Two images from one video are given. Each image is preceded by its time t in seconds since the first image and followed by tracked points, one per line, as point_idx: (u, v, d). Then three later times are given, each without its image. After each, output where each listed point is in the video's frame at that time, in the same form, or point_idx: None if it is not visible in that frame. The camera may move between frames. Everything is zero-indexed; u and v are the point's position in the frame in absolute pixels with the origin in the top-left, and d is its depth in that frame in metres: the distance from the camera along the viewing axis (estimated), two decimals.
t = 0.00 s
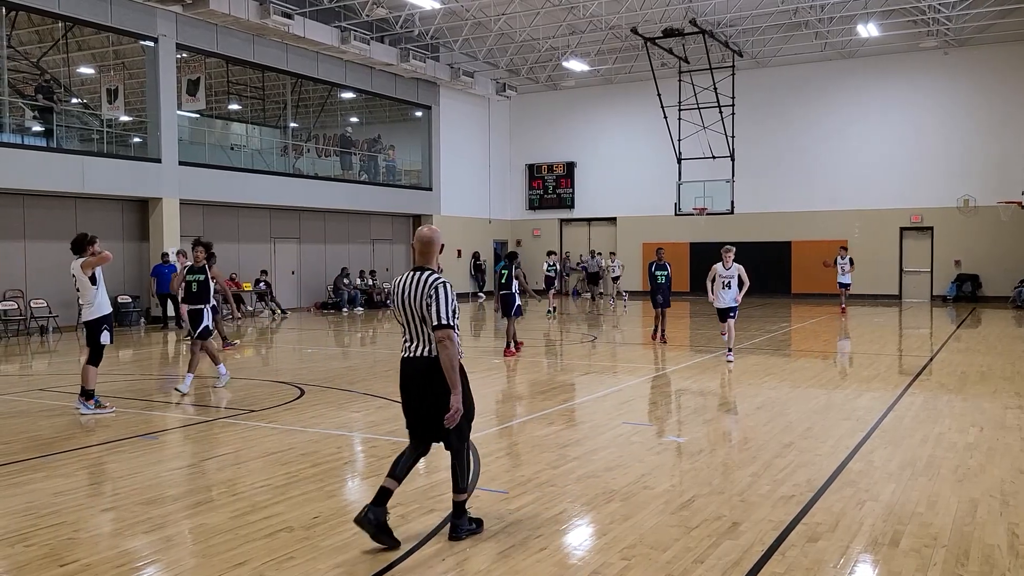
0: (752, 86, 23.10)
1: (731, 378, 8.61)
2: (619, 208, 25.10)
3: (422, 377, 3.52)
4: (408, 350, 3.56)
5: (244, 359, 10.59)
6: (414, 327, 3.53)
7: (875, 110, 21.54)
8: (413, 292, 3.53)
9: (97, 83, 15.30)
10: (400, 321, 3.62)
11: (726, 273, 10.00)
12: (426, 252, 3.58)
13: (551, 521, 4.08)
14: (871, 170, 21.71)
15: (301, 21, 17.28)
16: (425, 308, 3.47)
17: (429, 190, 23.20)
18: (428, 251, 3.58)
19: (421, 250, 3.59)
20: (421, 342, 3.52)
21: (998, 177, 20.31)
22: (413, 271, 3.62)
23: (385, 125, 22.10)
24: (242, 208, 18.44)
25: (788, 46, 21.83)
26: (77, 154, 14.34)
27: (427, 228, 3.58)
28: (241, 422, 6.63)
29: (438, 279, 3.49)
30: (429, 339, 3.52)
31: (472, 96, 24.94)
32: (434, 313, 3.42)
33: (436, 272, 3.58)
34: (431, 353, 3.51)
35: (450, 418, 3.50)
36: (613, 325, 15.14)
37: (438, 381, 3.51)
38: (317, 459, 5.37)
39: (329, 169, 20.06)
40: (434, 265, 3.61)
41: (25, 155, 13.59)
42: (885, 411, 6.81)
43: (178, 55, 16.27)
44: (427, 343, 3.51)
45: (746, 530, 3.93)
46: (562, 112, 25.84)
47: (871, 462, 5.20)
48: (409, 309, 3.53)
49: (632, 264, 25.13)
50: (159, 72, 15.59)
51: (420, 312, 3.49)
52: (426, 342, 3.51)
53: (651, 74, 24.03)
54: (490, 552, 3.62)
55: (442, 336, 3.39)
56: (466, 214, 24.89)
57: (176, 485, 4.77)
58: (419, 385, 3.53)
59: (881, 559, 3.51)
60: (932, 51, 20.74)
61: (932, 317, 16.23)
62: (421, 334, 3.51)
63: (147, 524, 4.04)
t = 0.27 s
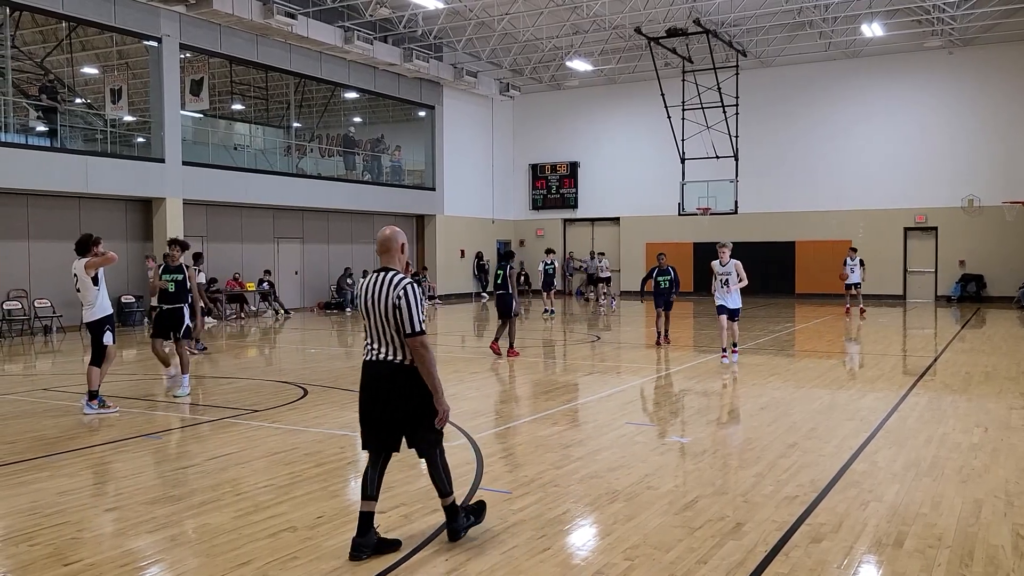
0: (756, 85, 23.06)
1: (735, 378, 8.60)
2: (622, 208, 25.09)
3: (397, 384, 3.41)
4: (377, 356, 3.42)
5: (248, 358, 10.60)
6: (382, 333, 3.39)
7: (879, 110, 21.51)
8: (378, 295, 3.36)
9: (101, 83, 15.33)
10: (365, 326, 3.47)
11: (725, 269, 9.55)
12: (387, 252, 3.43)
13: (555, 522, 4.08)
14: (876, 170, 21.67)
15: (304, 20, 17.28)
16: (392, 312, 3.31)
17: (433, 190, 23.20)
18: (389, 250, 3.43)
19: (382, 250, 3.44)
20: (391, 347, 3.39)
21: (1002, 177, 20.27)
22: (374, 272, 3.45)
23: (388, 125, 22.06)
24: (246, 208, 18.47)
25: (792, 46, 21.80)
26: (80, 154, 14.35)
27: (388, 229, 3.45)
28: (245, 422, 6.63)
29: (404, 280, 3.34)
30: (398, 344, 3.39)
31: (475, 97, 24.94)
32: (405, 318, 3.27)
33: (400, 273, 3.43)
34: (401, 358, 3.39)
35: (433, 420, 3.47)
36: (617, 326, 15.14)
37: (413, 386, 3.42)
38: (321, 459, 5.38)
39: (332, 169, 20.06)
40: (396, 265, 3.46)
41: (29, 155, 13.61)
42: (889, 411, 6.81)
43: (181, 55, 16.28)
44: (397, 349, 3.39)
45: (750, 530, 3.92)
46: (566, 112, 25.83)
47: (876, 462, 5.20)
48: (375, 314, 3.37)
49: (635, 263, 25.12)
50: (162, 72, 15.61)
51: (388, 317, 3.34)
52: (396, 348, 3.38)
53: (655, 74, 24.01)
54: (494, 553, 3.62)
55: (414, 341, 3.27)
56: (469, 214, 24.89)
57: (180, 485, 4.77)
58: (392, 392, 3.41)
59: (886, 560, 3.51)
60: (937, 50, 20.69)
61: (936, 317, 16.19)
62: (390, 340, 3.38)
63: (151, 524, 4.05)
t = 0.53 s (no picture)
0: (758, 85, 23.04)
1: (738, 378, 8.60)
2: (625, 208, 25.09)
3: (377, 386, 3.37)
4: (353, 358, 3.40)
5: (250, 358, 10.60)
6: (359, 333, 3.37)
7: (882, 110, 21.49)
8: (354, 295, 3.37)
9: (105, 83, 15.38)
10: (340, 328, 3.45)
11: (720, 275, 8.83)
12: (358, 251, 3.44)
13: (557, 521, 4.08)
14: (879, 170, 21.64)
15: (308, 21, 17.30)
16: (371, 310, 3.34)
17: (435, 190, 23.19)
18: (360, 249, 3.44)
19: (351, 250, 3.45)
20: (369, 347, 3.37)
21: (1006, 176, 20.23)
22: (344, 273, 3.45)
23: (392, 125, 21.98)
24: (249, 208, 18.49)
25: (796, 45, 21.75)
26: (84, 154, 14.38)
27: (356, 225, 3.46)
28: (248, 421, 6.64)
29: (380, 279, 3.38)
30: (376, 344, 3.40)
31: (478, 97, 24.94)
32: (388, 315, 3.31)
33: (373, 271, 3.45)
34: (380, 359, 3.38)
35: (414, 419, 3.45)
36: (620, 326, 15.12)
37: (394, 386, 3.39)
38: (324, 459, 5.38)
39: (335, 169, 20.06)
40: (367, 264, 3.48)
41: (32, 155, 13.64)
42: (893, 411, 6.80)
43: (184, 55, 16.31)
44: (376, 349, 3.37)
45: (753, 530, 3.92)
46: (569, 112, 25.82)
47: (879, 462, 5.19)
48: (352, 314, 3.37)
49: (638, 264, 25.12)
50: (166, 72, 15.64)
51: (367, 316, 3.35)
52: (374, 347, 3.37)
53: (658, 74, 24.00)
54: (497, 553, 3.62)
55: (400, 338, 3.31)
56: (472, 214, 24.88)
57: (184, 484, 4.78)
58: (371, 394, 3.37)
59: (889, 560, 3.50)
60: (940, 50, 20.65)
61: (939, 317, 16.16)
62: (369, 340, 3.36)
63: (154, 523, 4.05)
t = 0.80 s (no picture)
0: (761, 85, 23.02)
1: (741, 378, 8.60)
2: (627, 208, 25.10)
3: (345, 398, 3.11)
4: (323, 366, 3.14)
5: (253, 358, 10.61)
6: (331, 340, 3.12)
7: (885, 110, 21.46)
8: (328, 301, 3.11)
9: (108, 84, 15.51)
10: (310, 334, 3.18)
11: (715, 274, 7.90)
12: (335, 256, 3.19)
13: (560, 522, 4.08)
14: (882, 170, 21.63)
15: (310, 21, 17.31)
16: (346, 318, 3.08)
17: (438, 189, 23.20)
18: (337, 254, 3.19)
19: (328, 254, 3.20)
20: (340, 356, 3.12)
21: (1010, 176, 20.21)
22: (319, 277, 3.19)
23: (394, 125, 22.16)
24: (252, 208, 18.52)
25: (799, 45, 21.71)
26: (87, 154, 14.40)
27: (333, 228, 3.21)
28: (251, 421, 6.65)
29: (357, 286, 3.13)
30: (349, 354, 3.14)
31: (481, 97, 24.95)
32: (365, 326, 3.06)
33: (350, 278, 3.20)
34: (353, 370, 3.13)
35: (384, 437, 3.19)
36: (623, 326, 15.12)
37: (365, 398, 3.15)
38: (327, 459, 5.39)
39: (338, 169, 20.09)
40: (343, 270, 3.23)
41: (35, 155, 13.65)
42: (896, 411, 6.80)
43: (187, 56, 16.32)
44: (349, 359, 3.13)
45: (756, 530, 3.92)
46: (571, 112, 25.81)
47: (882, 462, 5.19)
48: (325, 321, 3.11)
49: (641, 264, 25.13)
50: (169, 72, 15.66)
51: (341, 324, 3.10)
52: (347, 356, 3.12)
53: (661, 74, 23.99)
54: (500, 553, 3.62)
55: (376, 350, 3.07)
56: (475, 214, 24.89)
57: (187, 484, 4.79)
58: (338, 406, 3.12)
59: (892, 560, 3.50)
60: (944, 50, 20.62)
61: (943, 317, 16.14)
62: (342, 350, 3.11)
63: (157, 523, 4.06)
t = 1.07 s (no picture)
0: (764, 85, 23.01)
1: (744, 378, 8.59)
2: (629, 208, 25.10)
3: (307, 399, 2.99)
4: (285, 366, 3.03)
5: (256, 358, 10.60)
6: (292, 339, 3.01)
7: (888, 110, 21.43)
8: (293, 297, 3.00)
9: (111, 83, 15.62)
10: (274, 330, 3.08)
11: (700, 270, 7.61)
12: (310, 253, 3.09)
13: (562, 522, 4.08)
14: (885, 169, 21.61)
15: (313, 21, 17.32)
16: (308, 316, 2.95)
17: (441, 189, 23.19)
18: (312, 250, 3.10)
19: (303, 251, 3.10)
20: (302, 356, 3.00)
21: (1014, 177, 20.18)
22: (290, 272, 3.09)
23: (396, 125, 22.10)
24: (255, 208, 18.53)
25: (801, 45, 21.68)
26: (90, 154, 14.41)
27: (310, 223, 3.12)
28: (254, 421, 6.65)
29: (324, 284, 2.99)
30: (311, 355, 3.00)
31: (483, 97, 24.95)
32: (321, 327, 2.88)
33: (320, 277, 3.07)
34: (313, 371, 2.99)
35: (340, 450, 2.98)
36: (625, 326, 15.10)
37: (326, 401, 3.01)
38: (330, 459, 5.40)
39: (341, 169, 20.10)
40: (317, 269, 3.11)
41: (38, 155, 13.66)
42: (899, 411, 6.80)
43: (190, 56, 16.32)
44: (309, 360, 2.99)
45: (759, 530, 3.92)
46: (574, 111, 25.81)
47: (885, 462, 5.19)
48: (289, 318, 3.00)
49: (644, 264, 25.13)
50: (172, 72, 15.65)
51: (303, 323, 2.97)
52: (307, 358, 2.99)
53: (664, 74, 23.98)
54: (502, 553, 3.62)
55: (329, 353, 2.87)
56: (478, 214, 24.89)
57: (190, 484, 4.79)
58: (300, 408, 3.00)
59: (895, 561, 3.50)
60: (947, 49, 20.59)
61: (946, 317, 16.14)
62: (304, 349, 2.99)
63: (160, 523, 4.07)
